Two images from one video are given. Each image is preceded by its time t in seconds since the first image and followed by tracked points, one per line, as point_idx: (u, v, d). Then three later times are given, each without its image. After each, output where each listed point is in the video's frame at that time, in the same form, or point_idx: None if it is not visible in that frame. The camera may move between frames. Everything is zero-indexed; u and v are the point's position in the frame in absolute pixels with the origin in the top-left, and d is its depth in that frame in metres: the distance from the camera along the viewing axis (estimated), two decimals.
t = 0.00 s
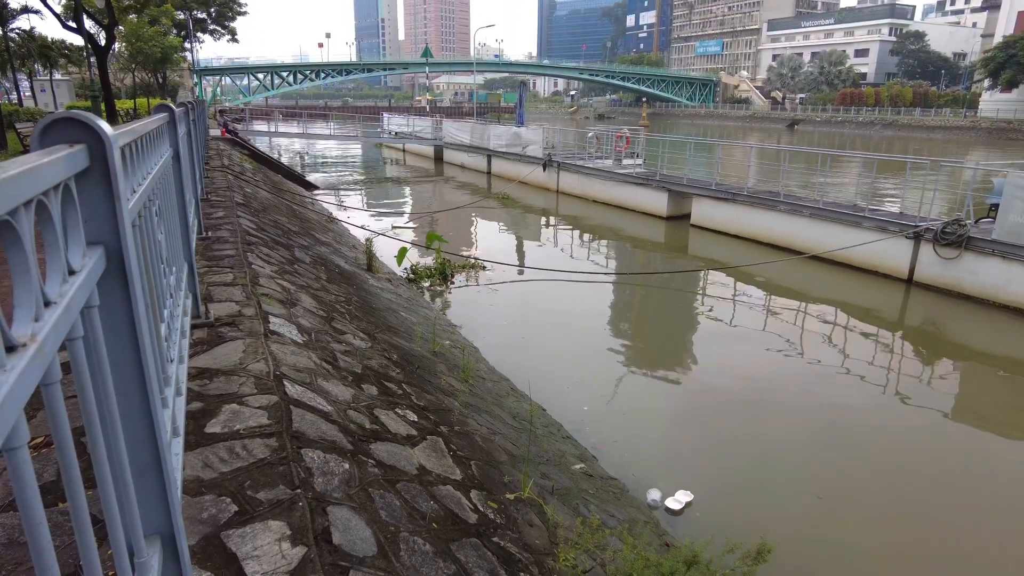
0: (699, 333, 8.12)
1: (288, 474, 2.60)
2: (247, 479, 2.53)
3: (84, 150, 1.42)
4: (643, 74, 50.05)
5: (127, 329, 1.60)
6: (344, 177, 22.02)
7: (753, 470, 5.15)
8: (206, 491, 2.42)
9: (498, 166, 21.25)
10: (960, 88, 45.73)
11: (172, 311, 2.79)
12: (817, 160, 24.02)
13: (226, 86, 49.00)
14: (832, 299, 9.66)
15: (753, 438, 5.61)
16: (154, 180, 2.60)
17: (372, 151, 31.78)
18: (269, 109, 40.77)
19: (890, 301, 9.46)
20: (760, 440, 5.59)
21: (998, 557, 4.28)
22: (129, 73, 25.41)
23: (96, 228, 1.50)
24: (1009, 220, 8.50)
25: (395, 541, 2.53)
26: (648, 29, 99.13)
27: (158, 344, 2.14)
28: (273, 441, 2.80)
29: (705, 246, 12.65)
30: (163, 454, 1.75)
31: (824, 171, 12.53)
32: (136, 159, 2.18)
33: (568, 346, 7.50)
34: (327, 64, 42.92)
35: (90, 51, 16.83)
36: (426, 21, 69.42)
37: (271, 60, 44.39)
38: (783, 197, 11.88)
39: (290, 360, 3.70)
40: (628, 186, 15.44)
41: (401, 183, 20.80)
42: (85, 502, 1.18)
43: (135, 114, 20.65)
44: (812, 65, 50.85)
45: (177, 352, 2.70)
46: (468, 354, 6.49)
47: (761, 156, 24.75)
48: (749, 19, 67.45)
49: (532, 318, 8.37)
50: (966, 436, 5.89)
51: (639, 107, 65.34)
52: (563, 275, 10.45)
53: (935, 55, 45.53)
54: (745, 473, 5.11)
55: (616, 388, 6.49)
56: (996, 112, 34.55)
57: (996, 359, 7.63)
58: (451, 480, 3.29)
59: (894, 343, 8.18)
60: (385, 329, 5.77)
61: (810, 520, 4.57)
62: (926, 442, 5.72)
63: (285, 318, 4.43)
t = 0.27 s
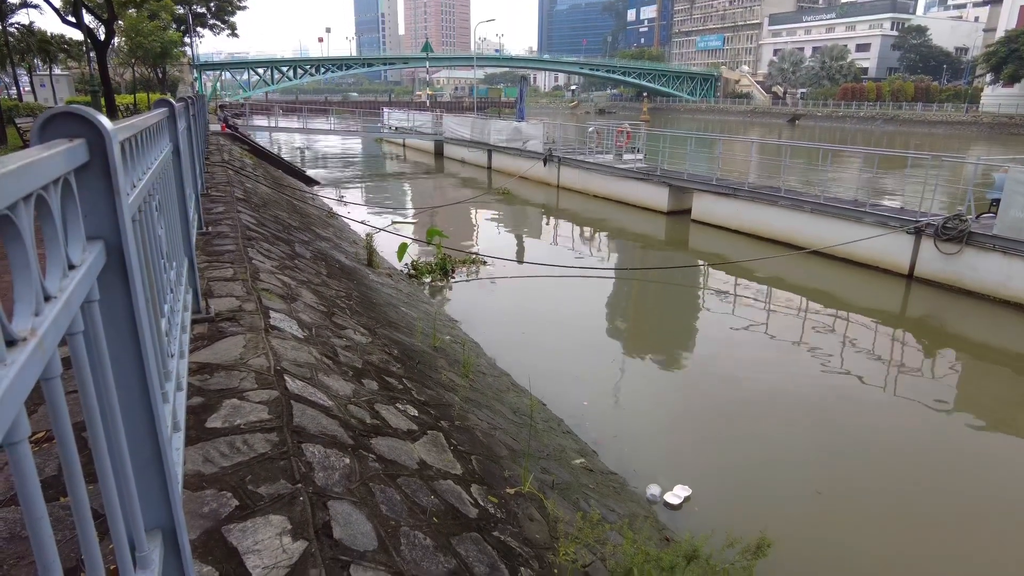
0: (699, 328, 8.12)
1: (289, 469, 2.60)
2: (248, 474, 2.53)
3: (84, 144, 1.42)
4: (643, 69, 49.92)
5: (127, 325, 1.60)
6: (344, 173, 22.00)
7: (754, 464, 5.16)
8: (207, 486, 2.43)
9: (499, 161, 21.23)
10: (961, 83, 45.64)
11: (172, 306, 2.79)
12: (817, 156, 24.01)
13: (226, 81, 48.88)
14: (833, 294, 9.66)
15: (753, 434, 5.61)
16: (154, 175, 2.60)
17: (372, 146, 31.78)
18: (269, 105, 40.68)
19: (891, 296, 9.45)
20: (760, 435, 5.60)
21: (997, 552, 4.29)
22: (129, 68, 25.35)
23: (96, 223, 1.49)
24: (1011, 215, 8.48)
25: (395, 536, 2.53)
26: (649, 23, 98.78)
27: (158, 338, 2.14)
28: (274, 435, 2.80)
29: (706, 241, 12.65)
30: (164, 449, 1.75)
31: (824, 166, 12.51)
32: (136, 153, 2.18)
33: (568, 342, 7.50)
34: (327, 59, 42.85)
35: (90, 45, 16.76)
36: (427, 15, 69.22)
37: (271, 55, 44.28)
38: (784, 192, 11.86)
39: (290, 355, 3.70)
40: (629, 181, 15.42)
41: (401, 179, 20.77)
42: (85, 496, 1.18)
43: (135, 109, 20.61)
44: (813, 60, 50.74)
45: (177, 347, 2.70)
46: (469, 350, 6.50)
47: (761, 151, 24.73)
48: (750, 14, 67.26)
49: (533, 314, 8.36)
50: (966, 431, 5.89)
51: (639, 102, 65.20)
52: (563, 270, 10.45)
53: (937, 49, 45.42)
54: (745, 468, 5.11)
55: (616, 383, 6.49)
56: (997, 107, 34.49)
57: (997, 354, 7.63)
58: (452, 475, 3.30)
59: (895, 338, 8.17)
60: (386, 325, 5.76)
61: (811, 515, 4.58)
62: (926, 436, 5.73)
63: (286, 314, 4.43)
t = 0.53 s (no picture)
0: (700, 323, 8.12)
1: (289, 464, 2.61)
2: (249, 469, 2.54)
3: (83, 140, 1.42)
4: (644, 64, 49.80)
5: (128, 321, 1.60)
6: (345, 168, 21.99)
7: (755, 460, 5.17)
8: (208, 482, 2.44)
9: (499, 157, 21.20)
10: (963, 78, 45.52)
11: (173, 301, 2.79)
12: (818, 152, 23.99)
13: (225, 77, 48.78)
14: (833, 290, 9.65)
15: (754, 429, 5.62)
16: (155, 171, 2.59)
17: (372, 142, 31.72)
18: (269, 100, 40.62)
19: (891, 292, 9.45)
20: (759, 430, 5.61)
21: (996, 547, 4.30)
22: (129, 64, 25.30)
23: (96, 218, 1.49)
24: (1011, 211, 8.48)
25: (396, 531, 2.54)
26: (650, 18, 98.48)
27: (159, 334, 2.14)
28: (274, 431, 2.81)
29: (707, 236, 12.63)
30: (165, 445, 1.75)
31: (825, 162, 12.49)
32: (136, 149, 2.17)
33: (569, 338, 7.50)
34: (327, 54, 42.76)
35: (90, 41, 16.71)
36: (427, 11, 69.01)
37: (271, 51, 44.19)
38: (785, 188, 11.85)
39: (291, 350, 3.70)
40: (629, 176, 15.41)
41: (401, 174, 20.76)
42: (87, 492, 1.18)
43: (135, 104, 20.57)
44: (814, 56, 50.61)
45: (177, 342, 2.70)
46: (469, 346, 6.50)
47: (762, 146, 24.71)
48: (751, 9, 67.04)
49: (533, 310, 8.36)
50: (966, 426, 5.90)
51: (640, 97, 65.08)
52: (564, 266, 10.45)
53: (938, 45, 45.29)
54: (745, 463, 5.12)
55: (616, 379, 6.49)
56: (998, 102, 34.43)
57: (997, 349, 7.62)
58: (452, 470, 3.30)
59: (896, 334, 8.17)
60: (386, 321, 5.76)
61: (811, 511, 4.59)
62: (927, 432, 5.73)
63: (287, 309, 4.43)
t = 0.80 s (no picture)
0: (700, 321, 8.11)
1: (290, 461, 2.61)
2: (250, 466, 2.55)
3: (84, 137, 1.42)
4: (645, 61, 49.70)
5: (128, 318, 1.61)
6: (345, 165, 21.97)
7: (754, 457, 5.17)
8: (209, 479, 2.44)
9: (499, 154, 21.18)
10: (964, 75, 45.42)
11: (174, 298, 2.79)
12: (819, 148, 23.95)
13: (225, 74, 48.67)
14: (834, 287, 9.65)
15: (754, 426, 5.62)
16: (155, 167, 2.59)
17: (372, 139, 31.69)
18: (270, 97, 40.57)
19: (892, 289, 9.44)
20: (759, 427, 5.61)
21: (995, 545, 4.31)
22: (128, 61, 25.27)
23: (97, 215, 1.49)
24: (1012, 208, 8.47)
25: (397, 527, 2.55)
26: (651, 14, 98.22)
27: (160, 331, 2.14)
28: (275, 428, 2.81)
29: (707, 233, 12.62)
30: (167, 441, 1.75)
31: (826, 158, 12.47)
32: (136, 146, 2.17)
33: (569, 335, 7.49)
34: (327, 51, 42.68)
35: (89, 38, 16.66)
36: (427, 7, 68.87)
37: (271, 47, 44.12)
38: (785, 185, 11.83)
39: (291, 347, 3.71)
40: (629, 173, 15.39)
41: (401, 171, 20.75)
42: (89, 488, 1.18)
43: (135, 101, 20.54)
44: (815, 52, 50.49)
45: (178, 339, 2.71)
46: (469, 342, 6.50)
47: (763, 143, 24.68)
48: (752, 5, 66.88)
49: (534, 307, 8.35)
50: (966, 424, 5.90)
51: (641, 94, 64.97)
52: (564, 263, 10.43)
53: (940, 41, 45.17)
54: (745, 460, 5.12)
55: (616, 376, 6.49)
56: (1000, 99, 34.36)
57: (996, 347, 7.62)
58: (453, 467, 3.30)
59: (896, 331, 8.17)
60: (387, 318, 5.76)
61: (810, 507, 4.59)
62: (927, 430, 5.73)
63: (287, 307, 4.43)
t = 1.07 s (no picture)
0: (700, 319, 8.11)
1: (290, 459, 2.61)
2: (250, 464, 2.55)
3: (84, 137, 1.42)
4: (646, 59, 49.64)
5: (129, 316, 1.61)
6: (345, 163, 21.97)
7: (754, 455, 5.18)
8: (210, 477, 2.45)
9: (500, 152, 21.17)
10: (965, 73, 45.37)
11: (174, 297, 2.79)
12: (820, 146, 23.95)
13: (225, 72, 48.63)
14: (834, 286, 9.65)
15: (755, 424, 5.63)
16: (155, 165, 2.59)
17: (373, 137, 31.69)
18: (270, 95, 40.55)
19: (892, 287, 9.44)
20: (760, 426, 5.61)
21: (994, 544, 4.31)
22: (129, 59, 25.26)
23: (98, 215, 1.49)
24: (1013, 206, 8.46)
25: (397, 525, 2.55)
26: (651, 12, 98.14)
27: (160, 330, 2.15)
28: (276, 426, 2.82)
29: (708, 232, 12.61)
30: (167, 440, 1.75)
31: (827, 157, 12.46)
32: (137, 145, 2.17)
33: (570, 333, 7.49)
34: (327, 49, 42.65)
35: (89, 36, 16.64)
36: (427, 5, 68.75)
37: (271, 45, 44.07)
38: (786, 183, 11.82)
39: (292, 346, 3.71)
40: (630, 171, 15.39)
41: (402, 169, 20.75)
42: (91, 486, 1.19)
43: (135, 99, 20.53)
44: (816, 50, 50.44)
45: (179, 337, 2.71)
46: (470, 341, 6.51)
47: (763, 141, 24.68)
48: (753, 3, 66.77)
49: (534, 305, 8.35)
50: (966, 422, 5.91)
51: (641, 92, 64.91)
52: (565, 262, 10.43)
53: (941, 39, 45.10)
54: (745, 458, 5.13)
55: (617, 374, 6.49)
56: (1000, 97, 34.33)
57: (997, 346, 7.62)
58: (453, 466, 3.31)
59: (896, 330, 8.17)
60: (387, 316, 5.76)
61: (809, 506, 4.60)
62: (927, 428, 5.74)
63: (287, 305, 4.43)
